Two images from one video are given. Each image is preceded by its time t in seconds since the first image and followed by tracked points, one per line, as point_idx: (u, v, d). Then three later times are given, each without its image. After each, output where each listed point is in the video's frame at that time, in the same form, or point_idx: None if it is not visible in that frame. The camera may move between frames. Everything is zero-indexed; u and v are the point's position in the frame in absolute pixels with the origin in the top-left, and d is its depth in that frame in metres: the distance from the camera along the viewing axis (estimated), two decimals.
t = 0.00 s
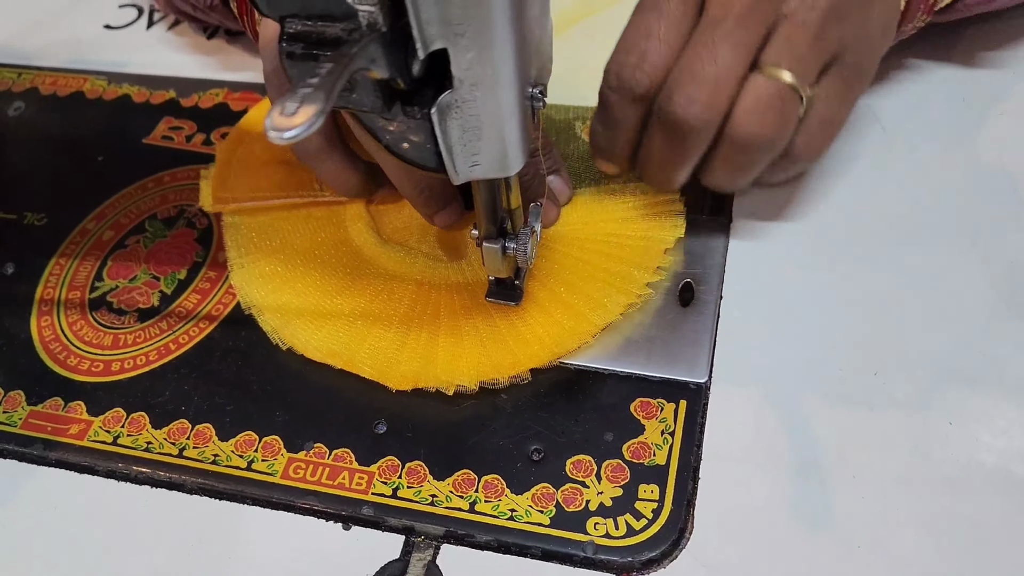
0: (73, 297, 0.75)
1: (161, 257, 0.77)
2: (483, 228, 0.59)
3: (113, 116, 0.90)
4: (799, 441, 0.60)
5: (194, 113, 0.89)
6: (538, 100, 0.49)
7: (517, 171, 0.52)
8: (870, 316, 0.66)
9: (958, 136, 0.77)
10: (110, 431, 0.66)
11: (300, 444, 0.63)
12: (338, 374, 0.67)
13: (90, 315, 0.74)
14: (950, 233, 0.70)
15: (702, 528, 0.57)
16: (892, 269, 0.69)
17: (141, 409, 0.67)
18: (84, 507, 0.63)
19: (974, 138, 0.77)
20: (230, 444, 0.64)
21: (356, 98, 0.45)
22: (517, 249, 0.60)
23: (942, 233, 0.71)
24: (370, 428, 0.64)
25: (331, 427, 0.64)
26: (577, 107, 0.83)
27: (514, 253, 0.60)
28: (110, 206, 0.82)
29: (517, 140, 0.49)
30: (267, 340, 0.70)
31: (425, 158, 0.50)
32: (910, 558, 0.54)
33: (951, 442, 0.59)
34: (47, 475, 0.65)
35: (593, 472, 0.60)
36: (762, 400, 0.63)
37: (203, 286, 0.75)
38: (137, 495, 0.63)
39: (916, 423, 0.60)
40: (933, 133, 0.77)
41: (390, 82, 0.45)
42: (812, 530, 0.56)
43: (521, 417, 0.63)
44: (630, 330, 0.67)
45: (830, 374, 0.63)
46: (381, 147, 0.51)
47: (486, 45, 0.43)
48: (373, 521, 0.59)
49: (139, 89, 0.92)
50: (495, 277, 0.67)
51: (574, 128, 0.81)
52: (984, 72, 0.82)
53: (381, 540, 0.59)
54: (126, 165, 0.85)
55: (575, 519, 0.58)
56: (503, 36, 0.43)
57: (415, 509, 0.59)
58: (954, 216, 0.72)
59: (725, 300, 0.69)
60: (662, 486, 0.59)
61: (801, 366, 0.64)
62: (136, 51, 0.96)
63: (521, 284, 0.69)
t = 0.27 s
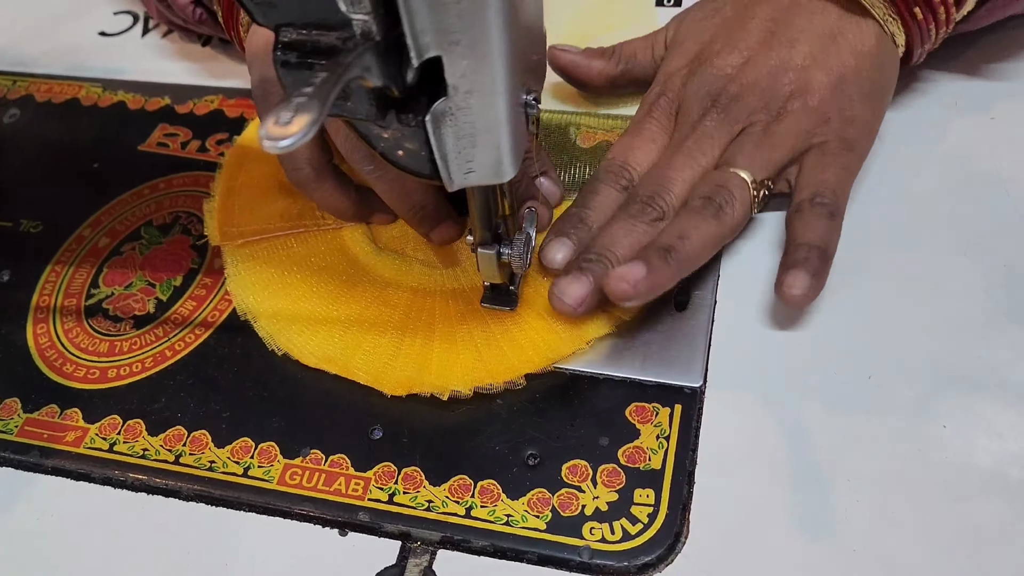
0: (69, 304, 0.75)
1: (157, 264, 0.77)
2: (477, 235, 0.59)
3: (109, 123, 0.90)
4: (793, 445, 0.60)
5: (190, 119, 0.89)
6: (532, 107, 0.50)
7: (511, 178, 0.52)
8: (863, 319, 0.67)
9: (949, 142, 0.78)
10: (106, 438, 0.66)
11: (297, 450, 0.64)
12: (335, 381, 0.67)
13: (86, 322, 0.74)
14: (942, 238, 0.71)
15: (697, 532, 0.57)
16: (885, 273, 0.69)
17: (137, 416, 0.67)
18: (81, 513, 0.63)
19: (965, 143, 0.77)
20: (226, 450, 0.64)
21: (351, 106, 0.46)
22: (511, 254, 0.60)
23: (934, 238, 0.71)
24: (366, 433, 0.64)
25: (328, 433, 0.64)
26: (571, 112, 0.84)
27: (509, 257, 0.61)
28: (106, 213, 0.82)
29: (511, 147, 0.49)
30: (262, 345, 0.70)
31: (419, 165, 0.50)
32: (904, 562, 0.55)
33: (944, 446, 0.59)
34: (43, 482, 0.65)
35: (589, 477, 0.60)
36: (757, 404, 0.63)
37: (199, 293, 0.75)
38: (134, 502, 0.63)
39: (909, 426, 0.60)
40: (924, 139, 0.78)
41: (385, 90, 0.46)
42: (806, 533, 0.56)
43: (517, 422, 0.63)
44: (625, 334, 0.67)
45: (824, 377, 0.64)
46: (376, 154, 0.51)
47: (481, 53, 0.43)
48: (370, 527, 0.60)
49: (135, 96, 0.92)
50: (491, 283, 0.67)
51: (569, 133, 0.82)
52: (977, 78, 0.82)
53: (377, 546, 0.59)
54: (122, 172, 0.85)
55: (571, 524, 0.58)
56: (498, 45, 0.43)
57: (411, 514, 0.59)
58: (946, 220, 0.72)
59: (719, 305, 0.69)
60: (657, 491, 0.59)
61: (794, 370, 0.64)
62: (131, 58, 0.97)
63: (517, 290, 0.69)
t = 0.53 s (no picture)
0: (65, 306, 0.75)
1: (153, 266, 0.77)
2: (477, 235, 0.59)
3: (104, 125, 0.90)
4: (790, 445, 0.61)
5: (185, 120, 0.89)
6: (529, 109, 0.50)
7: (509, 180, 0.52)
8: (858, 320, 0.67)
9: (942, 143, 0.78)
10: (103, 440, 0.66)
11: (295, 452, 0.64)
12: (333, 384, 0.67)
13: (82, 324, 0.74)
14: (936, 238, 0.71)
15: (695, 532, 0.57)
16: (880, 274, 0.70)
17: (134, 418, 0.67)
18: (79, 516, 0.63)
19: (958, 143, 0.78)
20: (223, 452, 0.64)
21: (351, 108, 0.47)
22: (510, 256, 0.60)
23: (928, 239, 0.71)
24: (364, 435, 0.64)
25: (325, 434, 0.64)
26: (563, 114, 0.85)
27: (508, 259, 0.61)
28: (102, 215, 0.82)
29: (509, 150, 0.49)
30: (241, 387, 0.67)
31: (418, 166, 0.51)
32: (900, 562, 0.55)
33: (940, 446, 0.60)
34: (40, 484, 0.65)
35: (587, 478, 0.60)
36: (753, 405, 0.63)
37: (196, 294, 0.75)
38: (131, 504, 0.63)
39: (904, 426, 0.61)
40: (918, 140, 0.79)
41: (385, 92, 0.46)
42: (803, 533, 0.57)
43: (515, 424, 0.63)
44: (622, 336, 0.67)
45: (819, 378, 0.64)
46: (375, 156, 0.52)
47: (479, 56, 0.43)
48: (368, 528, 0.60)
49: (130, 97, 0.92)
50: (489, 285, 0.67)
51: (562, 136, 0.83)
52: (969, 80, 0.83)
53: (376, 547, 0.59)
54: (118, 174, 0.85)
55: (569, 524, 0.58)
56: (497, 47, 0.43)
57: (410, 516, 0.59)
58: (940, 221, 0.72)
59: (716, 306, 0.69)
60: (655, 491, 0.59)
61: (790, 370, 0.65)
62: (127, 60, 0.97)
63: (514, 290, 0.69)
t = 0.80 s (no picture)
0: (65, 305, 0.75)
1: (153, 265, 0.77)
2: (478, 248, 0.60)
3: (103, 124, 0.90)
4: (788, 443, 0.61)
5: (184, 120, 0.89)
6: (529, 109, 0.50)
7: (509, 179, 0.52)
8: (854, 319, 0.67)
9: (938, 142, 0.79)
10: (103, 439, 0.66)
11: (294, 451, 0.64)
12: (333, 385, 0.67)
13: (81, 323, 0.74)
14: (932, 237, 0.72)
15: (693, 529, 0.58)
16: (876, 273, 0.70)
17: (134, 417, 0.67)
18: (79, 515, 0.63)
19: (953, 143, 0.78)
20: (223, 451, 0.64)
21: (351, 107, 0.46)
22: (511, 269, 0.61)
23: (924, 238, 0.72)
24: (364, 435, 0.64)
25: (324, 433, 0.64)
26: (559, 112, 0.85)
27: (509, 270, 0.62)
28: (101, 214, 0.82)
29: (509, 148, 0.49)
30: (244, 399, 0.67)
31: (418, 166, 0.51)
32: (897, 558, 0.55)
33: (936, 444, 0.60)
34: (40, 483, 0.65)
35: (585, 476, 0.60)
36: (751, 403, 0.64)
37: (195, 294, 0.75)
38: (131, 503, 0.63)
39: (900, 424, 0.61)
40: (913, 140, 0.79)
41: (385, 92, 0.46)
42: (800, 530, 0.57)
43: (513, 422, 0.64)
44: (621, 335, 0.68)
45: (816, 376, 0.64)
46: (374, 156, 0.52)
47: (479, 55, 0.44)
48: (368, 526, 0.60)
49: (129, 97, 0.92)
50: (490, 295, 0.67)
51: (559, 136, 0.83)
52: (964, 81, 0.84)
53: (376, 545, 0.59)
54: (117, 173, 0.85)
55: (568, 522, 0.58)
56: (497, 46, 0.44)
57: (410, 514, 0.60)
58: (936, 220, 0.73)
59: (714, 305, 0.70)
60: (653, 489, 0.59)
61: (787, 369, 0.65)
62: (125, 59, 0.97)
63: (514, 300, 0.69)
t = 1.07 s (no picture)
0: (64, 304, 0.75)
1: (151, 264, 0.77)
2: (476, 246, 0.60)
3: (101, 124, 0.90)
4: (785, 441, 0.61)
5: (182, 120, 0.89)
6: (527, 108, 0.51)
7: (507, 178, 0.53)
8: (851, 317, 0.68)
9: (934, 142, 0.79)
10: (102, 437, 0.66)
11: (293, 449, 0.64)
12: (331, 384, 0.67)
13: (80, 322, 0.74)
14: (927, 237, 0.72)
15: (690, 526, 0.58)
16: (873, 273, 0.70)
17: (133, 416, 0.67)
18: (77, 513, 0.63)
19: (949, 143, 0.79)
20: (222, 449, 0.64)
21: (350, 106, 0.46)
22: (509, 267, 0.61)
23: (920, 237, 0.72)
24: (362, 433, 0.64)
25: (323, 431, 0.65)
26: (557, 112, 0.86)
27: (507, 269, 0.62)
28: (99, 214, 0.82)
29: (507, 148, 0.50)
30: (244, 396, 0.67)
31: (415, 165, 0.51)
32: (893, 555, 0.56)
33: (932, 442, 0.60)
34: (39, 482, 0.65)
35: (583, 474, 0.60)
36: (748, 401, 0.64)
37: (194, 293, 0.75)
38: (130, 501, 0.63)
39: (896, 422, 0.62)
40: (909, 140, 0.80)
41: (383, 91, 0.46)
42: (797, 527, 0.57)
43: (511, 421, 0.64)
44: (618, 333, 0.68)
45: (812, 375, 0.65)
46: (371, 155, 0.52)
47: (477, 54, 0.44)
48: (366, 524, 0.60)
49: (127, 97, 0.92)
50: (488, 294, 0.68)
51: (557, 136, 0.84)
52: (960, 81, 0.84)
53: (374, 543, 0.59)
54: (115, 173, 0.85)
55: (566, 519, 0.59)
56: (495, 45, 0.44)
57: (408, 512, 0.60)
58: (932, 220, 0.73)
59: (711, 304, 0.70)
60: (651, 486, 0.60)
61: (784, 367, 0.65)
62: (124, 59, 0.97)
63: (514, 299, 0.69)
